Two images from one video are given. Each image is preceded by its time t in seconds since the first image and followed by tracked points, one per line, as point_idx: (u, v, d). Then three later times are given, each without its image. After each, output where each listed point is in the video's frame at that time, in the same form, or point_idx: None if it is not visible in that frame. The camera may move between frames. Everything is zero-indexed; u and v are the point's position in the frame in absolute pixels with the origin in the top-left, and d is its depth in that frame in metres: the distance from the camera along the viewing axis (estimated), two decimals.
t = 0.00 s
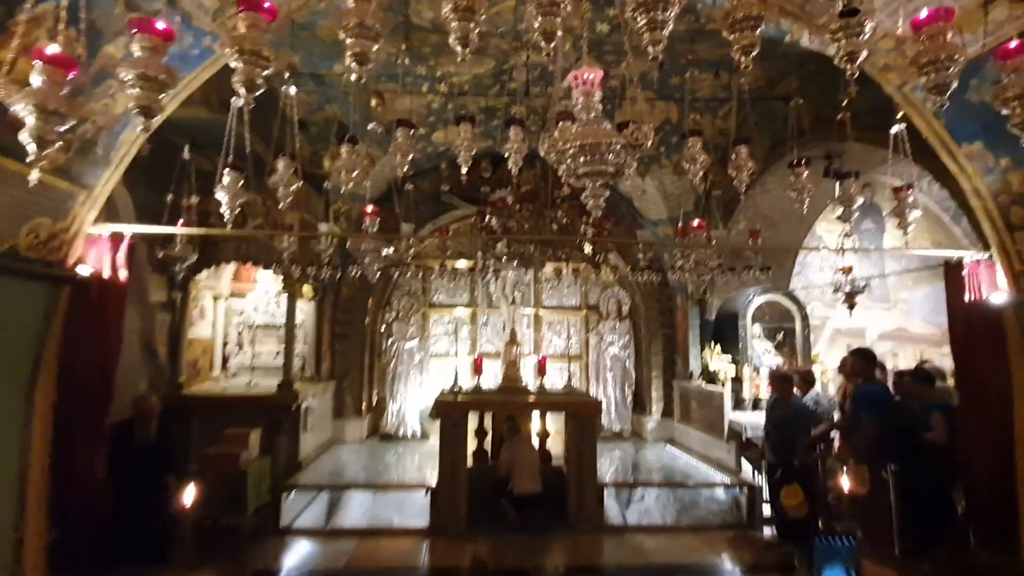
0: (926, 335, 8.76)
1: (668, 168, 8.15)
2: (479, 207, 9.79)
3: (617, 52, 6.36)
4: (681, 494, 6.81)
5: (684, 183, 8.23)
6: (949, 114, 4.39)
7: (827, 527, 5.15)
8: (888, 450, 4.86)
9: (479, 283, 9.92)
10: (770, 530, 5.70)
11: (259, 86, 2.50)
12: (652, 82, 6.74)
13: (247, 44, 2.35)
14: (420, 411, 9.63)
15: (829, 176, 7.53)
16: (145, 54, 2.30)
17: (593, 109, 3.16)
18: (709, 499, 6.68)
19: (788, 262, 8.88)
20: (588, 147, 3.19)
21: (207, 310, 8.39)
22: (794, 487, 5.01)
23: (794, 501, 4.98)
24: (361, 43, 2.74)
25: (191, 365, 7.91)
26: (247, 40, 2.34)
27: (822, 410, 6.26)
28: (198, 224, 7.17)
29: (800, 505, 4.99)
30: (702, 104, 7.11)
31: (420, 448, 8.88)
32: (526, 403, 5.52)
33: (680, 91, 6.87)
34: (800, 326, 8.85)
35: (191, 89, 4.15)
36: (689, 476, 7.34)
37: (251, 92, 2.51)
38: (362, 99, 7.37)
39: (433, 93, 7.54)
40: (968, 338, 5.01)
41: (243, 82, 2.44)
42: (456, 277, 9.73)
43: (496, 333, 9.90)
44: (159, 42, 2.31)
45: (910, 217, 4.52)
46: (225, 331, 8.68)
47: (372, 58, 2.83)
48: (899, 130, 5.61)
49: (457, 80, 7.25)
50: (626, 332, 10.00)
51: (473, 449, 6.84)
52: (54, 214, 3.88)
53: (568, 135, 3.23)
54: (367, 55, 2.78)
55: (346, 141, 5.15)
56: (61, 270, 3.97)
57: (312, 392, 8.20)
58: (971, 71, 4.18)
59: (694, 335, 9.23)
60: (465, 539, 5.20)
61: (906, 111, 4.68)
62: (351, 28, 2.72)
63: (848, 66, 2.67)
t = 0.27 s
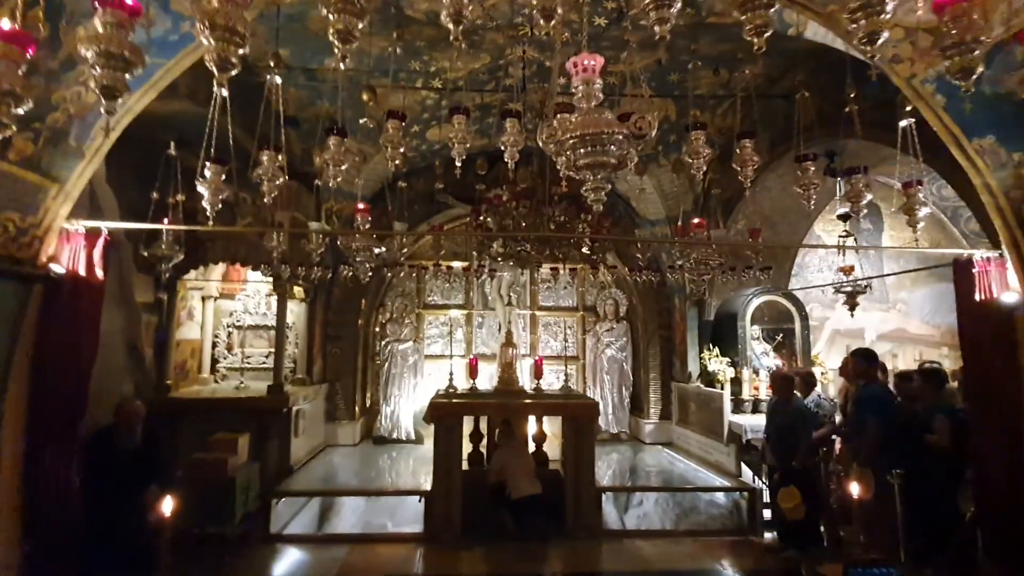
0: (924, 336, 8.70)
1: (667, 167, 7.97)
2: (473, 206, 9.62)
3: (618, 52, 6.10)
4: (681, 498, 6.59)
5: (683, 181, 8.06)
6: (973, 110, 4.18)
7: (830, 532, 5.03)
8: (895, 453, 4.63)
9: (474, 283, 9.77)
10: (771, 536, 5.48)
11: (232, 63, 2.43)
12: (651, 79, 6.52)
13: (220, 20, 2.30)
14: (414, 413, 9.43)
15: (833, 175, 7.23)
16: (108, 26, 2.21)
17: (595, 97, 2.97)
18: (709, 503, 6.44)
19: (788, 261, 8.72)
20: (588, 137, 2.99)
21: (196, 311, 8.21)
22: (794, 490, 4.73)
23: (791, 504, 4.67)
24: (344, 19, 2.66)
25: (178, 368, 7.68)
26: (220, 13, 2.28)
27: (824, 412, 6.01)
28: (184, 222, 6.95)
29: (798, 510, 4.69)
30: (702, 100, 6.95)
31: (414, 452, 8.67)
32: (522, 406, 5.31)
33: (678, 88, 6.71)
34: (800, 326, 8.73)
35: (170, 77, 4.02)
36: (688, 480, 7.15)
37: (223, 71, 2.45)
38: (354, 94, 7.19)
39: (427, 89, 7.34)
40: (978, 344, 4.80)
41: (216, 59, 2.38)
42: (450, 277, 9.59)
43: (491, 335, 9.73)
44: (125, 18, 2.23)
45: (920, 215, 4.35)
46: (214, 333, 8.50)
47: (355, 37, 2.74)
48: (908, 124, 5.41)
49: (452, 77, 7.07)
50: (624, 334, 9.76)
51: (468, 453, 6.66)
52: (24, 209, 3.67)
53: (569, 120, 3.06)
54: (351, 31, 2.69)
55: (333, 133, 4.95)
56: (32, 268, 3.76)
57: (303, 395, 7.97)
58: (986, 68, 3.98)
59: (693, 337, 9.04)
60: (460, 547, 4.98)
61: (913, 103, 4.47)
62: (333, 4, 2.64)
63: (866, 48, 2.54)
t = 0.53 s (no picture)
0: (927, 338, 8.48)
1: (669, 168, 7.83)
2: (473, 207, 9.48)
3: (621, 50, 5.97)
4: (685, 504, 6.40)
5: (686, 181, 7.92)
6: (1005, 102, 3.89)
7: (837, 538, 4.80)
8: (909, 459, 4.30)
9: (473, 284, 9.63)
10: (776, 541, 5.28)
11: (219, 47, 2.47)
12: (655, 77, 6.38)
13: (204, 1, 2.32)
14: (412, 416, 9.27)
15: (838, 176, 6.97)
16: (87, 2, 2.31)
17: (601, 91, 2.78)
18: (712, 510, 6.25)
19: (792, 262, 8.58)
20: (597, 132, 2.80)
21: (189, 314, 8.06)
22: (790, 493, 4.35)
23: (789, 506, 4.31)
24: (341, 3, 2.55)
25: (172, 372, 7.50)
26: None
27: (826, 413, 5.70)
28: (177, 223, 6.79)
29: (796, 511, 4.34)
30: (706, 100, 6.82)
31: (412, 456, 8.50)
32: (522, 410, 5.12)
33: (681, 88, 6.58)
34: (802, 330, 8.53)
35: (157, 70, 3.94)
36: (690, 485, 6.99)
37: (210, 56, 2.46)
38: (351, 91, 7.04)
39: (426, 88, 7.20)
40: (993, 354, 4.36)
41: (200, 45, 2.40)
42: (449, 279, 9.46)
43: (491, 337, 9.57)
44: (100, 3, 2.36)
45: (934, 216, 4.23)
46: (209, 335, 8.36)
47: (352, 23, 2.63)
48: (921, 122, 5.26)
49: (450, 75, 6.92)
50: (624, 336, 9.60)
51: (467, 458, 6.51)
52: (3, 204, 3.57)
53: (575, 114, 2.87)
54: (347, 16, 2.58)
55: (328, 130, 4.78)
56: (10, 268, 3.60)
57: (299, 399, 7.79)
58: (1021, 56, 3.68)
59: (694, 339, 8.94)
60: (460, 555, 4.79)
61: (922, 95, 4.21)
62: None
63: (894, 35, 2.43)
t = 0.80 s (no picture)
0: (929, 342, 8.37)
1: (671, 171, 7.79)
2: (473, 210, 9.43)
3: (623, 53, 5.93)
4: (687, 510, 6.31)
5: (687, 184, 7.87)
6: (1019, 100, 3.77)
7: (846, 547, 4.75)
8: (908, 466, 4.13)
9: (473, 288, 9.58)
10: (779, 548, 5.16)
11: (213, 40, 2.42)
12: (657, 80, 6.33)
13: None
14: (411, 421, 9.19)
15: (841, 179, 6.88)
16: None
17: (605, 90, 2.72)
18: (715, 515, 6.15)
19: (795, 265, 8.52)
20: (600, 130, 2.74)
21: (187, 317, 8.00)
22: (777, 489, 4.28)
23: (775, 504, 4.22)
24: None
25: (169, 376, 7.43)
26: None
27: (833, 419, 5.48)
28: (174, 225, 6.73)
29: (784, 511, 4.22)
30: (708, 102, 6.78)
31: (411, 461, 8.41)
32: (523, 414, 5.04)
33: (683, 90, 6.54)
34: (805, 333, 8.35)
35: (153, 68, 3.90)
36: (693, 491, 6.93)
37: (203, 50, 2.42)
38: (350, 94, 7.00)
39: (426, 90, 7.15)
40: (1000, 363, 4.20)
41: (193, 37, 2.35)
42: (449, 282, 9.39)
43: (490, 341, 9.51)
44: None
45: (941, 218, 4.17)
46: (207, 338, 8.31)
47: (349, 16, 2.57)
48: (927, 122, 5.22)
49: (450, 77, 6.88)
50: (624, 340, 9.57)
51: (468, 462, 6.44)
52: None
53: (579, 112, 2.81)
54: (344, 8, 2.52)
55: (327, 131, 4.74)
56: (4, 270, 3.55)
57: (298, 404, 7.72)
58: None
59: (694, 343, 8.96)
60: (461, 562, 4.72)
61: (927, 96, 4.15)
62: None
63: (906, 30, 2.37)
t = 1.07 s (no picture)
0: (930, 351, 8.33)
1: (671, 179, 7.79)
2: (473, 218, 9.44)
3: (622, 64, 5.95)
4: (688, 520, 6.25)
5: (688, 192, 7.87)
6: (1019, 109, 3.79)
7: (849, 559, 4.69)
8: (908, 474, 4.02)
9: (473, 296, 9.56)
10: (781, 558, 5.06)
11: (212, 47, 2.40)
12: (657, 89, 6.34)
13: None
14: (410, 429, 9.15)
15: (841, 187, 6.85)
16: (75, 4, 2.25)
17: (605, 98, 2.71)
18: (716, 526, 6.09)
19: (795, 274, 8.51)
20: (601, 139, 2.71)
21: (186, 324, 7.98)
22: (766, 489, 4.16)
23: (763, 502, 4.11)
24: (337, 2, 2.48)
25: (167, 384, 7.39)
26: None
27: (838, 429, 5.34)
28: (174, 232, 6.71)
29: (772, 510, 4.12)
30: (708, 111, 6.79)
31: (410, 470, 8.36)
32: (522, 423, 4.99)
33: (683, 99, 6.55)
34: (805, 342, 8.41)
35: (153, 76, 3.89)
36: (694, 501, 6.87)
37: (202, 57, 2.41)
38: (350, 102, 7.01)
39: (427, 98, 7.16)
40: (1001, 363, 4.17)
41: (192, 44, 2.35)
42: (449, 290, 9.39)
43: (490, 349, 9.49)
44: (90, 0, 2.28)
45: (943, 226, 4.15)
46: (205, 346, 8.28)
47: (348, 24, 2.56)
48: (927, 131, 5.22)
49: (451, 86, 6.89)
50: (625, 348, 9.52)
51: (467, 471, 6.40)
52: None
53: (580, 120, 2.79)
54: (343, 16, 2.51)
55: (327, 138, 4.73)
56: None
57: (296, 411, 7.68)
58: None
59: (695, 352, 8.90)
60: (459, 573, 4.67)
61: (927, 108, 4.16)
62: None
63: (905, 39, 2.34)
